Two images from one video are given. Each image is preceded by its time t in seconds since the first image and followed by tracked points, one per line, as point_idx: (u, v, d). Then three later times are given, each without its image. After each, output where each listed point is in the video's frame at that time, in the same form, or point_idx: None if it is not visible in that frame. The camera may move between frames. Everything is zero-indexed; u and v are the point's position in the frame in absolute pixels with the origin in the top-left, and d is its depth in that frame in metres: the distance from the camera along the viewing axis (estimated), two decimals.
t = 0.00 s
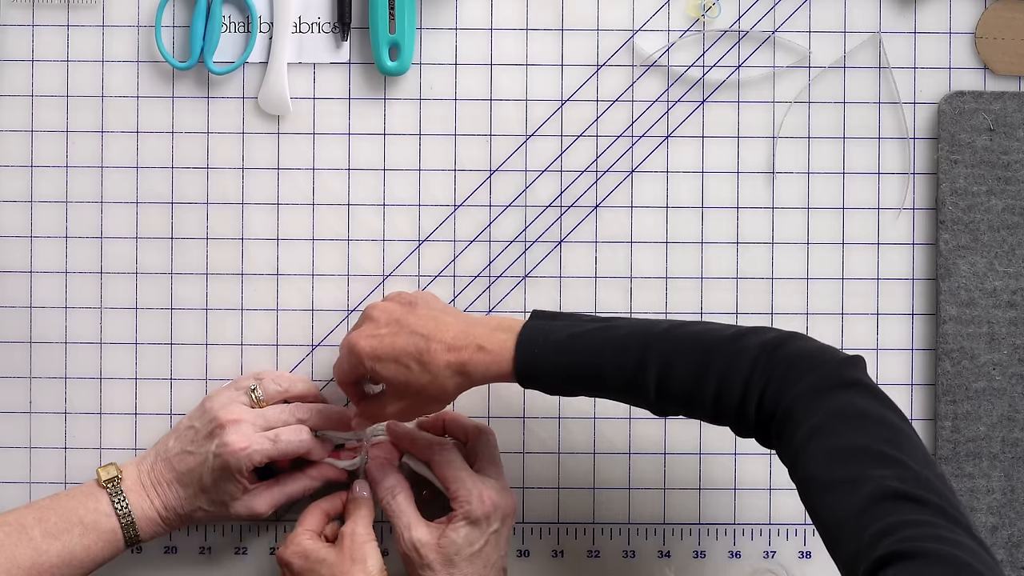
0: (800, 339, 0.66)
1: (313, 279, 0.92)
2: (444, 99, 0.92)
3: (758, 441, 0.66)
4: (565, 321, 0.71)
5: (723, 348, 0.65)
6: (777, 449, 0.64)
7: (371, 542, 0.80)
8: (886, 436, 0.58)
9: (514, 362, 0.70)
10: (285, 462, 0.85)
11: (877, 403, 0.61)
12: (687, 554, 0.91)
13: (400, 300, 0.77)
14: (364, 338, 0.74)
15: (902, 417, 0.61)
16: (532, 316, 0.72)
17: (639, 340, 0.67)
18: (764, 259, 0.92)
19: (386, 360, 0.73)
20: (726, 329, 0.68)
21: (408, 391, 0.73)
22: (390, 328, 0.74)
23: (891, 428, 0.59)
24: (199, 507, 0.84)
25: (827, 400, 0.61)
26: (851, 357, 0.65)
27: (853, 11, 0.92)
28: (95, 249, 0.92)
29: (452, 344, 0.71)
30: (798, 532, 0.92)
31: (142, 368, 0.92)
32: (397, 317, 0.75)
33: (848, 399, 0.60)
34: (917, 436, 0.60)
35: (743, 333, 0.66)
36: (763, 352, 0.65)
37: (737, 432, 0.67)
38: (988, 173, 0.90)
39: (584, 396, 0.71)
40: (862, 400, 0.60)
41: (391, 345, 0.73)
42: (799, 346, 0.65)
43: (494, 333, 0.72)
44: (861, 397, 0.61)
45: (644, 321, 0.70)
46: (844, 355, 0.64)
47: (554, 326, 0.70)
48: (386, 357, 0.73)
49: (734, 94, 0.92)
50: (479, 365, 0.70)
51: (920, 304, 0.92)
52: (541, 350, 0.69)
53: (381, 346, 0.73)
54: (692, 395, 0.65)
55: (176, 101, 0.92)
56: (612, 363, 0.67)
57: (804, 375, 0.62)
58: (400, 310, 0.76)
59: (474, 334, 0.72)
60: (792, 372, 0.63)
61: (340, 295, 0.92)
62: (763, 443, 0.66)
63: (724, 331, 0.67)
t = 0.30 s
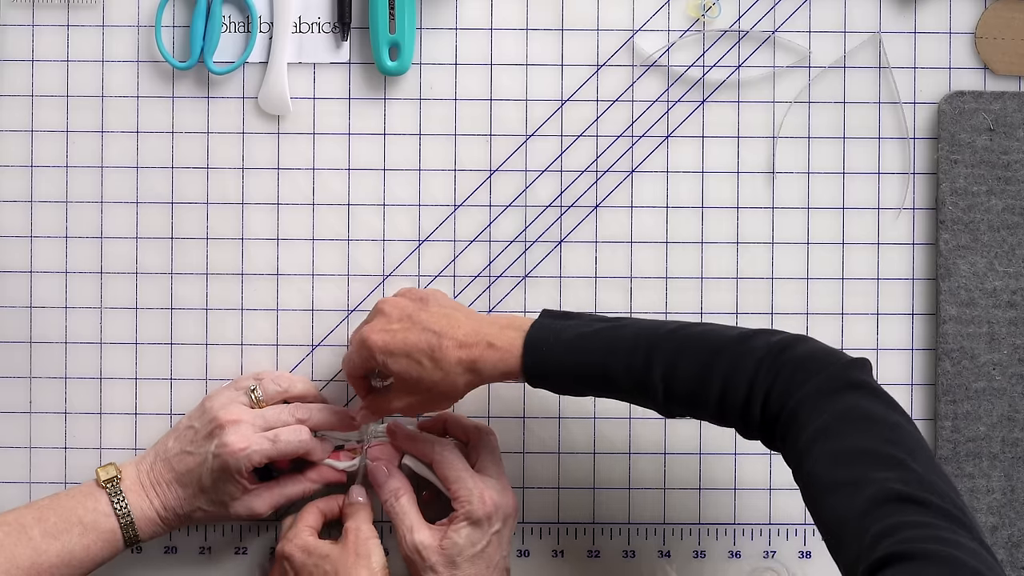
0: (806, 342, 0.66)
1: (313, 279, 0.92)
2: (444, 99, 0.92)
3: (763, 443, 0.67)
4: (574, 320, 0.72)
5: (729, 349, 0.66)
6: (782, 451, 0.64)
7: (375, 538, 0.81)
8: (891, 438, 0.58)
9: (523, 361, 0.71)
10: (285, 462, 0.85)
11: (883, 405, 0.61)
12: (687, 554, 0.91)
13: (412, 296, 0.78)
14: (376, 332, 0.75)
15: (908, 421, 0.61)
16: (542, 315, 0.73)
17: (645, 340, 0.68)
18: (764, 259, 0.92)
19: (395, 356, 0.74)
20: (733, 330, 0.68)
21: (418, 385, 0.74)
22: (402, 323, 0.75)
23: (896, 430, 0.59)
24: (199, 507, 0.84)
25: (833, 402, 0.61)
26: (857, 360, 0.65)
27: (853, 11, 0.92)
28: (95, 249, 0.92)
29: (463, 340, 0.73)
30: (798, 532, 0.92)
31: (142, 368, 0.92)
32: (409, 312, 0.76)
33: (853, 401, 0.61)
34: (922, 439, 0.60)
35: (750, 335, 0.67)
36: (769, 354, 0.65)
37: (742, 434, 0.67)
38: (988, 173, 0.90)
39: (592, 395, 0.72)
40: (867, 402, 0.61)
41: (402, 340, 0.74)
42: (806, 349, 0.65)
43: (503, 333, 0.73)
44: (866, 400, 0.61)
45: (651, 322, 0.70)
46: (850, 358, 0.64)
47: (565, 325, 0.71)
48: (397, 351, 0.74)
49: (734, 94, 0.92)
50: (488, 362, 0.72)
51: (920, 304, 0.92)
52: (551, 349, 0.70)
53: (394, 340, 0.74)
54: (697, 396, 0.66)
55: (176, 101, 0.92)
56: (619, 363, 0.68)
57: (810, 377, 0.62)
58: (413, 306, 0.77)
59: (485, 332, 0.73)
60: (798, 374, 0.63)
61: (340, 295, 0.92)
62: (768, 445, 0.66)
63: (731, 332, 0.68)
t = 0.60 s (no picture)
0: (804, 348, 0.66)
1: (313, 279, 0.92)
2: (444, 99, 0.92)
3: (761, 449, 0.66)
4: (575, 325, 0.72)
5: (726, 355, 0.66)
6: (780, 457, 0.64)
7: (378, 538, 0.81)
8: (889, 445, 0.58)
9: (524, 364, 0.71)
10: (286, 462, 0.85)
11: (880, 412, 0.61)
12: (687, 555, 0.91)
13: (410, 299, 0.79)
14: (376, 337, 0.75)
15: (906, 428, 0.62)
16: (543, 319, 0.73)
17: (643, 345, 0.68)
18: (764, 259, 0.92)
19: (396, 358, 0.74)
20: (731, 336, 0.68)
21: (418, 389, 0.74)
22: (401, 325, 0.75)
23: (894, 438, 0.59)
24: (199, 507, 0.84)
25: (831, 408, 0.61)
26: (854, 367, 0.65)
27: (854, 11, 0.92)
28: (95, 249, 0.92)
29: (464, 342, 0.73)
30: (798, 532, 0.92)
31: (142, 368, 0.92)
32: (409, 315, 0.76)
33: (851, 408, 0.61)
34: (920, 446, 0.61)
35: (748, 341, 0.67)
36: (766, 360, 0.65)
37: (739, 439, 0.67)
38: (988, 173, 0.90)
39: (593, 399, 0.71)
40: (865, 409, 0.61)
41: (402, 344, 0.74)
42: (804, 356, 0.65)
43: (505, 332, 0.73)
44: (864, 407, 0.61)
45: (650, 327, 0.70)
46: (848, 365, 0.64)
47: (566, 330, 0.71)
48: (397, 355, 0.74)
49: (734, 94, 0.92)
50: (488, 367, 0.72)
51: (920, 304, 0.92)
52: (550, 354, 0.70)
53: (394, 346, 0.74)
54: (694, 401, 0.66)
55: (176, 101, 0.92)
56: (618, 367, 0.68)
57: (807, 384, 0.62)
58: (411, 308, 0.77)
59: (485, 337, 0.73)
60: (795, 380, 0.63)
61: (340, 295, 0.92)
62: (766, 451, 0.66)
63: (729, 338, 0.68)
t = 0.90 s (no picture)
0: (804, 362, 0.66)
1: (313, 279, 0.92)
2: (444, 99, 0.92)
3: (761, 462, 0.67)
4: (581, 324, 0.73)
5: (727, 367, 0.66)
6: (780, 470, 0.64)
7: (378, 540, 0.80)
8: (890, 457, 0.58)
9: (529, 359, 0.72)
10: (286, 463, 0.85)
11: (881, 425, 0.61)
12: (687, 555, 0.91)
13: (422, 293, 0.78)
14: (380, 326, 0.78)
15: (907, 441, 0.62)
16: (548, 317, 0.74)
17: (646, 353, 0.69)
18: (764, 259, 0.92)
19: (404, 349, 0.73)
20: (733, 348, 0.68)
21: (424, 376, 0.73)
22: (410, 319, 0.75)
23: (895, 450, 0.59)
24: (199, 508, 0.84)
25: (831, 420, 0.61)
26: (855, 380, 0.65)
27: (853, 11, 0.92)
28: (95, 249, 0.92)
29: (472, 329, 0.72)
30: (798, 532, 0.92)
31: (142, 368, 0.92)
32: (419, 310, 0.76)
33: (852, 420, 0.61)
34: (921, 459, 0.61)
35: (749, 353, 0.67)
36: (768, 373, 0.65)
37: (740, 452, 0.67)
38: (988, 173, 0.90)
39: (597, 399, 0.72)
40: (865, 422, 0.61)
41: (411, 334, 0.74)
42: (805, 369, 0.65)
43: (508, 334, 0.75)
44: (865, 420, 0.61)
45: (653, 335, 0.71)
46: (848, 378, 0.65)
47: (572, 327, 0.73)
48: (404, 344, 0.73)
49: (734, 94, 0.92)
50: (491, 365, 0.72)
51: (920, 304, 0.92)
52: (558, 348, 0.71)
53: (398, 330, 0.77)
54: (696, 411, 0.66)
55: (176, 101, 0.92)
56: (622, 371, 0.69)
57: (808, 397, 0.63)
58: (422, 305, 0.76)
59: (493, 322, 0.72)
60: (796, 392, 0.63)
61: (340, 295, 0.92)
62: (766, 464, 0.66)
63: (731, 350, 0.68)
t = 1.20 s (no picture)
0: (796, 349, 0.65)
1: (313, 279, 0.92)
2: (444, 99, 0.92)
3: (754, 451, 0.66)
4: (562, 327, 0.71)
5: (720, 357, 0.65)
6: (774, 459, 0.64)
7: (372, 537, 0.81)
8: (885, 446, 0.58)
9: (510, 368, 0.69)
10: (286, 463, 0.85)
11: (874, 413, 0.61)
12: (687, 554, 0.91)
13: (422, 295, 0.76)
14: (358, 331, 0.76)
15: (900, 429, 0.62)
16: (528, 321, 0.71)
17: (636, 344, 0.67)
18: (764, 259, 0.92)
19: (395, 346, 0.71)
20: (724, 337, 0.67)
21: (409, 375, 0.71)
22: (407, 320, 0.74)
23: (890, 438, 0.59)
24: (199, 508, 0.84)
25: (827, 408, 0.60)
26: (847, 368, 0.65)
27: (853, 11, 0.92)
28: (95, 249, 0.92)
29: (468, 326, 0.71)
30: (798, 532, 0.92)
31: (142, 368, 0.92)
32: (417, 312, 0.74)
33: (847, 408, 0.60)
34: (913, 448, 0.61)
35: (740, 343, 0.66)
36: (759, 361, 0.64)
37: (732, 442, 0.66)
38: (988, 173, 0.90)
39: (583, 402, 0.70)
40: (860, 409, 0.60)
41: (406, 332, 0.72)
42: (798, 357, 0.64)
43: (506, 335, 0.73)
44: (860, 407, 0.61)
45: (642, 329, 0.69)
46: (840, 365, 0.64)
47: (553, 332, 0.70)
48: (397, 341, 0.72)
49: (734, 94, 0.92)
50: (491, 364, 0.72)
51: (920, 304, 0.92)
52: (543, 353, 0.68)
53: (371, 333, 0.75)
54: (689, 403, 0.65)
55: (176, 101, 0.92)
56: (611, 370, 0.66)
57: (802, 385, 0.62)
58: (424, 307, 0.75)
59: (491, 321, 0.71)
60: (791, 380, 0.63)
61: (340, 295, 0.92)
62: (759, 453, 0.66)
63: (722, 340, 0.67)
